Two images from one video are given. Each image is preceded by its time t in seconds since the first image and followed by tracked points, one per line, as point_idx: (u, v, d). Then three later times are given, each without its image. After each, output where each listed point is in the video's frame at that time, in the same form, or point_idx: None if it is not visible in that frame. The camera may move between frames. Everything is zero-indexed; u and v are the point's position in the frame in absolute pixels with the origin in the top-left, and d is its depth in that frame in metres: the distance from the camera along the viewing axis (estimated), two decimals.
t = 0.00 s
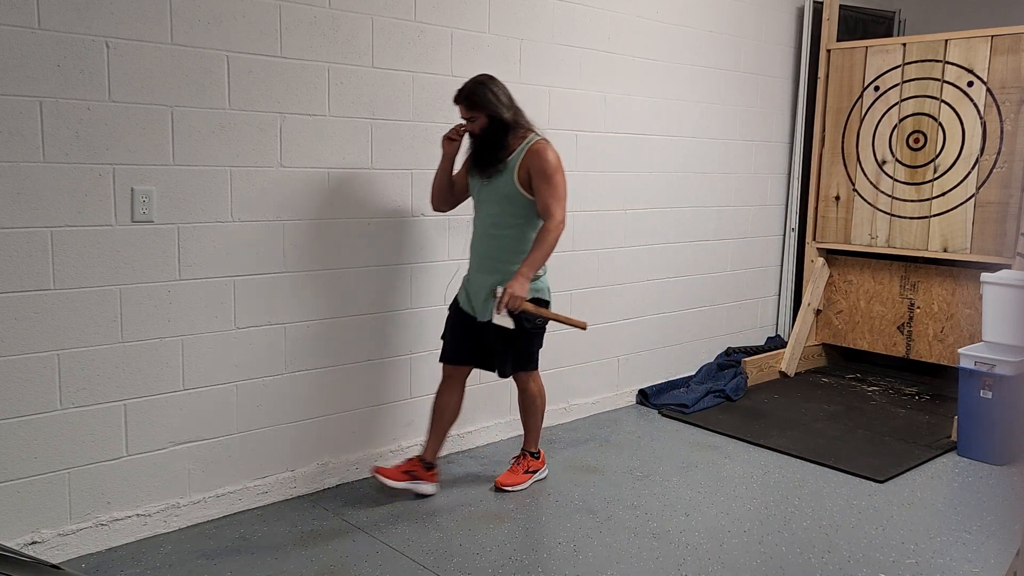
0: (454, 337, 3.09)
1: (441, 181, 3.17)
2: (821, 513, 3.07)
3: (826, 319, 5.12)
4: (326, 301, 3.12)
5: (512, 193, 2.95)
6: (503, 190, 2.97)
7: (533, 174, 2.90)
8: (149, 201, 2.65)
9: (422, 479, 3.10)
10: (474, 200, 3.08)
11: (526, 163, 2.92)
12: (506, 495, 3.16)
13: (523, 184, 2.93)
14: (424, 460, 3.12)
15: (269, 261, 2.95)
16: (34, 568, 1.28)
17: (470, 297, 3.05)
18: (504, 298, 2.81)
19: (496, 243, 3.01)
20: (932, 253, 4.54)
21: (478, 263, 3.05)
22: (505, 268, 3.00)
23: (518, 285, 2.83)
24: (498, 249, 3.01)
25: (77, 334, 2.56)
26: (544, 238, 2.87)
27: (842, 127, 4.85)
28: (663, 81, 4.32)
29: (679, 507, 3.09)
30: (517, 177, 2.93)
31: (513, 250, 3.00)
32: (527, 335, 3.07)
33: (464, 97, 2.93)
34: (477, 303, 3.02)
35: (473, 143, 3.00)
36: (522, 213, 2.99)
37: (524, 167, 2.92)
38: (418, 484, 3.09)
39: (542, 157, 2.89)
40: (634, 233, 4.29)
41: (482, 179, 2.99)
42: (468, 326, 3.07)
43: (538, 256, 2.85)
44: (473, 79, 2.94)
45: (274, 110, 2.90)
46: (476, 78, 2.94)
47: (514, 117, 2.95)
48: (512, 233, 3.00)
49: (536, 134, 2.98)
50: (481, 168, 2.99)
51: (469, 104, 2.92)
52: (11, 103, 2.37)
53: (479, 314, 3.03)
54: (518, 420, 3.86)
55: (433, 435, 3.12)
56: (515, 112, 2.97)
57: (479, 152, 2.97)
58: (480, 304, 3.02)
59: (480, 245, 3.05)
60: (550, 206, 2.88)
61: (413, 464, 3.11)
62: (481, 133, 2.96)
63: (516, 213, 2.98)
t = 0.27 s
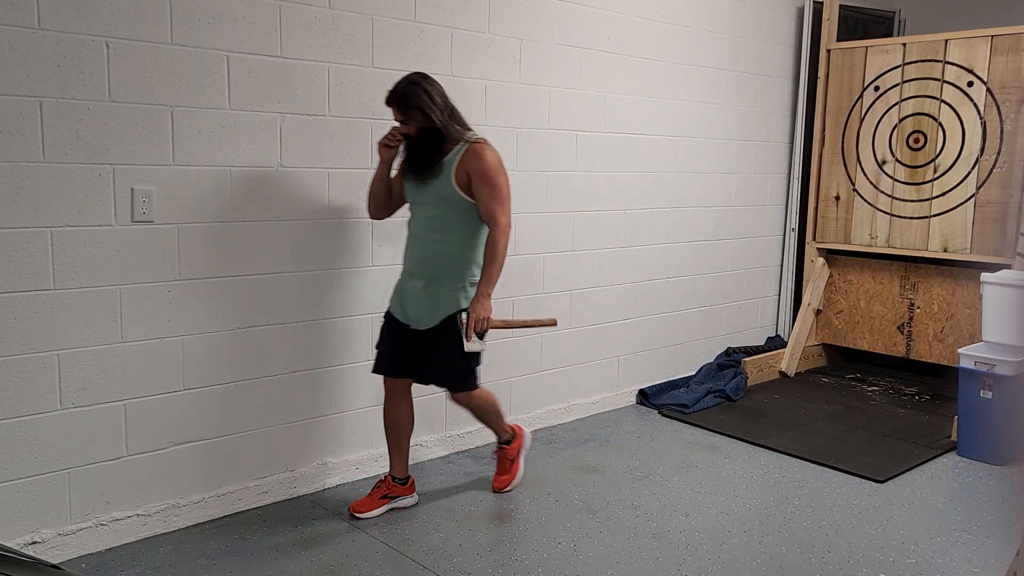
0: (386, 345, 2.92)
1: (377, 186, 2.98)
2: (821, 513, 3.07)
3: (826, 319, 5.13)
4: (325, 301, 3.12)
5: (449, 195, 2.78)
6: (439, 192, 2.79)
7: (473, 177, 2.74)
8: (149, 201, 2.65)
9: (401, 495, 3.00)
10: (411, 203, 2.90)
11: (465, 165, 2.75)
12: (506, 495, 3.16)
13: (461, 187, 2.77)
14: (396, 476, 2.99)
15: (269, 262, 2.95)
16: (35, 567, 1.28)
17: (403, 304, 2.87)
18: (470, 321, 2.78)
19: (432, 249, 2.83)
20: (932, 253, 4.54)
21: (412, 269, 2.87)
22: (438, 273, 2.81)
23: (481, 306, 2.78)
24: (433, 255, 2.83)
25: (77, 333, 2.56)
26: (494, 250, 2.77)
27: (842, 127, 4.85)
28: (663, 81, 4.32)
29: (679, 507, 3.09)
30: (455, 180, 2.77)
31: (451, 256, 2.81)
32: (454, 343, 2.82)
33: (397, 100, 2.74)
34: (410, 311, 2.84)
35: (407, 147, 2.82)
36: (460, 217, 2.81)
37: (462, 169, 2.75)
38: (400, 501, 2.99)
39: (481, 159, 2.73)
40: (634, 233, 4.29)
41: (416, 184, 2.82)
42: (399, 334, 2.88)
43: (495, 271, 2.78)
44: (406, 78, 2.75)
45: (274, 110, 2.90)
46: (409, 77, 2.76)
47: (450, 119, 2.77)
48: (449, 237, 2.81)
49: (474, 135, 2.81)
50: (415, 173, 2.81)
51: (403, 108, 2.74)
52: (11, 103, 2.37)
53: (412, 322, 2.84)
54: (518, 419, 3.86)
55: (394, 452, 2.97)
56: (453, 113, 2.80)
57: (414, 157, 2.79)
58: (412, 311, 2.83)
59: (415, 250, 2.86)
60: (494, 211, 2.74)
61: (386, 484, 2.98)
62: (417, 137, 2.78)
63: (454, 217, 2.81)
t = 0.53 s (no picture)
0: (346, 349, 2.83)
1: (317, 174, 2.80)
2: (820, 513, 3.07)
3: (826, 319, 5.13)
4: (326, 301, 3.12)
5: (406, 193, 2.63)
6: (394, 191, 2.64)
7: (434, 174, 2.62)
8: (149, 201, 2.65)
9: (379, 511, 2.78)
10: (360, 198, 2.74)
11: (424, 161, 2.62)
12: (506, 495, 3.16)
13: (421, 185, 2.64)
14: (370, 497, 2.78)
15: (269, 262, 2.96)
16: (35, 567, 1.29)
17: (356, 307, 2.71)
18: (447, 325, 2.75)
19: (384, 249, 2.67)
20: (932, 253, 4.54)
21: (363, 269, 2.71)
22: (393, 276, 2.66)
23: (457, 312, 2.75)
24: (383, 254, 2.67)
25: (77, 334, 2.56)
26: (462, 251, 2.70)
27: (842, 127, 4.85)
28: (663, 81, 4.32)
29: (679, 507, 3.09)
30: (414, 176, 2.63)
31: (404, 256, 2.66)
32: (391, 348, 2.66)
33: (353, 86, 2.56)
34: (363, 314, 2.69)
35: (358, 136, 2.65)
36: (414, 216, 2.66)
37: (422, 165, 2.62)
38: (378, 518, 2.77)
39: (441, 155, 2.61)
40: (634, 232, 4.30)
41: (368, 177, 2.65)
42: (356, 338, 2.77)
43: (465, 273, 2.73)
44: (361, 64, 2.57)
45: (274, 110, 2.90)
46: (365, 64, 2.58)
47: (409, 111, 2.64)
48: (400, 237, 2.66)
49: (431, 129, 2.69)
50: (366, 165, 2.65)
51: (359, 96, 2.56)
52: (11, 104, 2.38)
53: (365, 326, 2.69)
54: (518, 419, 3.86)
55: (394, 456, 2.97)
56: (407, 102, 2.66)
57: (366, 148, 2.63)
58: (366, 316, 2.68)
59: (365, 249, 2.70)
60: (459, 210, 2.65)
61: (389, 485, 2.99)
62: (372, 127, 2.62)
63: (409, 215, 2.66)
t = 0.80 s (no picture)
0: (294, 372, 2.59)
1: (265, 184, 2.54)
2: (820, 513, 3.07)
3: (826, 319, 5.13)
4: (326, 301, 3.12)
5: (371, 208, 2.44)
6: (358, 205, 2.44)
7: (402, 187, 2.45)
8: (149, 201, 2.65)
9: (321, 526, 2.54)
10: (314, 211, 2.51)
11: (392, 171, 2.44)
12: (506, 496, 3.16)
13: (388, 198, 2.46)
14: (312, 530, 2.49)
15: (269, 262, 2.95)
16: (36, 567, 1.29)
17: (312, 329, 2.47)
18: (409, 344, 2.54)
19: (348, 265, 2.45)
20: (932, 253, 4.54)
21: (318, 287, 2.48)
22: (355, 295, 2.45)
23: (422, 329, 2.54)
24: (347, 271, 2.45)
25: (76, 333, 2.56)
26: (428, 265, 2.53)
27: (842, 127, 4.85)
28: (662, 81, 4.32)
29: (679, 507, 3.09)
30: (381, 188, 2.44)
31: (368, 272, 2.46)
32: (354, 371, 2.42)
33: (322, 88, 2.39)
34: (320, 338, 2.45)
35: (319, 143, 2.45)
36: (379, 229, 2.47)
37: (388, 176, 2.45)
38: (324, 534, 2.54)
39: (409, 165, 2.46)
40: (634, 232, 4.29)
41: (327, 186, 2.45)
42: (311, 363, 2.54)
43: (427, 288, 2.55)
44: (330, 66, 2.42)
45: (274, 110, 2.90)
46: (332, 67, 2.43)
47: (378, 117, 2.48)
48: (366, 252, 2.46)
49: (395, 139, 2.53)
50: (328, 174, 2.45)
51: (328, 98, 2.40)
52: (11, 103, 2.37)
53: (323, 348, 2.45)
54: (518, 419, 3.86)
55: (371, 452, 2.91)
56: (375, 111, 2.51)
57: (329, 157, 2.43)
58: (326, 338, 2.44)
59: (321, 266, 2.46)
60: (426, 224, 2.49)
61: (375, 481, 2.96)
62: (337, 133, 2.44)
63: (374, 229, 2.47)
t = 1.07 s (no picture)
0: (250, 379, 2.31)
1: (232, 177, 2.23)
2: (820, 513, 3.07)
3: (826, 319, 5.12)
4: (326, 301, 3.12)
5: (353, 198, 2.31)
6: (336, 194, 2.29)
7: (379, 175, 2.35)
8: (149, 201, 2.65)
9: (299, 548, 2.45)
10: (282, 204, 2.29)
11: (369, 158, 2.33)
12: (506, 496, 3.16)
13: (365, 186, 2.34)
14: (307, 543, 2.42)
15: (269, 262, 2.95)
16: (36, 567, 1.29)
17: (293, 334, 2.28)
18: (383, 331, 2.32)
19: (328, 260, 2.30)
20: (932, 253, 4.54)
21: (294, 287, 2.29)
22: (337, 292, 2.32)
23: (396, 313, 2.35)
24: (329, 267, 2.30)
25: (76, 333, 2.56)
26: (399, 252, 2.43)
27: (842, 127, 4.85)
28: (662, 81, 4.32)
29: (679, 507, 3.09)
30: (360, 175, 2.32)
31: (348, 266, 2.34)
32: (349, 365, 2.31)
33: (308, 70, 2.19)
34: (308, 343, 2.28)
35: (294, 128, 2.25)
36: (354, 220, 2.34)
37: (366, 164, 2.33)
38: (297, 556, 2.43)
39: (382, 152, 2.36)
40: (633, 233, 4.29)
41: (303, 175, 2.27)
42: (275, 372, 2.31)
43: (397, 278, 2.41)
44: (310, 45, 2.21)
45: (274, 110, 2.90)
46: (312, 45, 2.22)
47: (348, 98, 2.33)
48: (344, 245, 2.33)
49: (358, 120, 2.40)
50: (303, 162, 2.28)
51: (314, 82, 2.20)
52: (11, 104, 2.37)
53: (308, 353, 2.28)
54: (518, 419, 3.86)
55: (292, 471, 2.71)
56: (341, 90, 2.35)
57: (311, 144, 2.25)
58: (312, 341, 2.28)
59: (299, 263, 2.28)
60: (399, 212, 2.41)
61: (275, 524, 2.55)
62: (315, 117, 2.25)
63: (350, 220, 2.34)
